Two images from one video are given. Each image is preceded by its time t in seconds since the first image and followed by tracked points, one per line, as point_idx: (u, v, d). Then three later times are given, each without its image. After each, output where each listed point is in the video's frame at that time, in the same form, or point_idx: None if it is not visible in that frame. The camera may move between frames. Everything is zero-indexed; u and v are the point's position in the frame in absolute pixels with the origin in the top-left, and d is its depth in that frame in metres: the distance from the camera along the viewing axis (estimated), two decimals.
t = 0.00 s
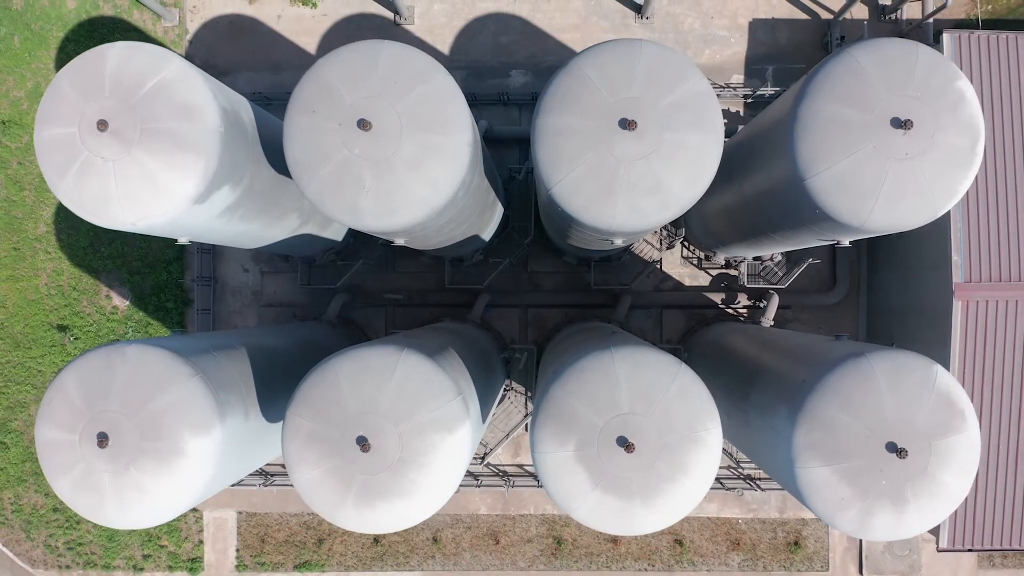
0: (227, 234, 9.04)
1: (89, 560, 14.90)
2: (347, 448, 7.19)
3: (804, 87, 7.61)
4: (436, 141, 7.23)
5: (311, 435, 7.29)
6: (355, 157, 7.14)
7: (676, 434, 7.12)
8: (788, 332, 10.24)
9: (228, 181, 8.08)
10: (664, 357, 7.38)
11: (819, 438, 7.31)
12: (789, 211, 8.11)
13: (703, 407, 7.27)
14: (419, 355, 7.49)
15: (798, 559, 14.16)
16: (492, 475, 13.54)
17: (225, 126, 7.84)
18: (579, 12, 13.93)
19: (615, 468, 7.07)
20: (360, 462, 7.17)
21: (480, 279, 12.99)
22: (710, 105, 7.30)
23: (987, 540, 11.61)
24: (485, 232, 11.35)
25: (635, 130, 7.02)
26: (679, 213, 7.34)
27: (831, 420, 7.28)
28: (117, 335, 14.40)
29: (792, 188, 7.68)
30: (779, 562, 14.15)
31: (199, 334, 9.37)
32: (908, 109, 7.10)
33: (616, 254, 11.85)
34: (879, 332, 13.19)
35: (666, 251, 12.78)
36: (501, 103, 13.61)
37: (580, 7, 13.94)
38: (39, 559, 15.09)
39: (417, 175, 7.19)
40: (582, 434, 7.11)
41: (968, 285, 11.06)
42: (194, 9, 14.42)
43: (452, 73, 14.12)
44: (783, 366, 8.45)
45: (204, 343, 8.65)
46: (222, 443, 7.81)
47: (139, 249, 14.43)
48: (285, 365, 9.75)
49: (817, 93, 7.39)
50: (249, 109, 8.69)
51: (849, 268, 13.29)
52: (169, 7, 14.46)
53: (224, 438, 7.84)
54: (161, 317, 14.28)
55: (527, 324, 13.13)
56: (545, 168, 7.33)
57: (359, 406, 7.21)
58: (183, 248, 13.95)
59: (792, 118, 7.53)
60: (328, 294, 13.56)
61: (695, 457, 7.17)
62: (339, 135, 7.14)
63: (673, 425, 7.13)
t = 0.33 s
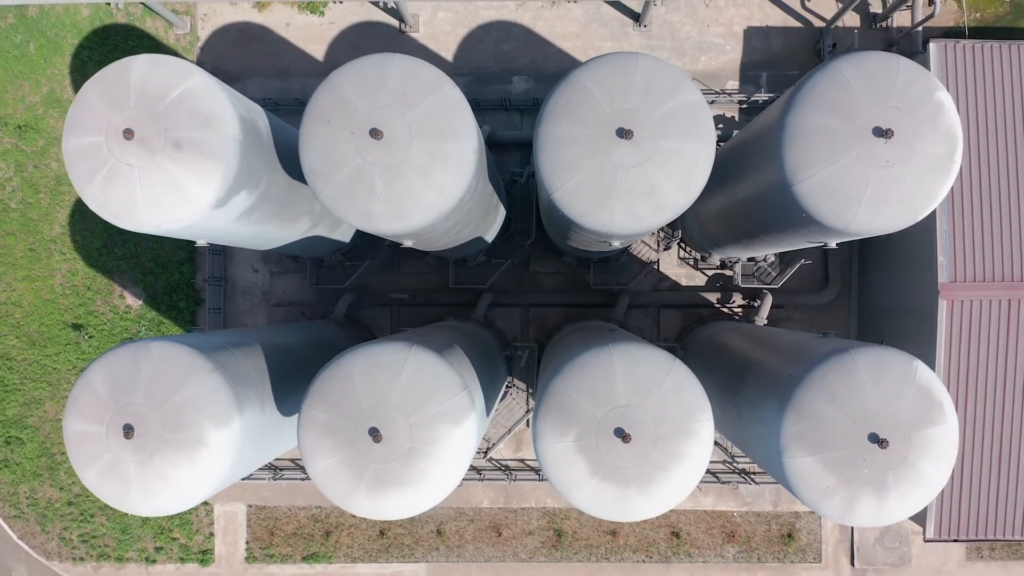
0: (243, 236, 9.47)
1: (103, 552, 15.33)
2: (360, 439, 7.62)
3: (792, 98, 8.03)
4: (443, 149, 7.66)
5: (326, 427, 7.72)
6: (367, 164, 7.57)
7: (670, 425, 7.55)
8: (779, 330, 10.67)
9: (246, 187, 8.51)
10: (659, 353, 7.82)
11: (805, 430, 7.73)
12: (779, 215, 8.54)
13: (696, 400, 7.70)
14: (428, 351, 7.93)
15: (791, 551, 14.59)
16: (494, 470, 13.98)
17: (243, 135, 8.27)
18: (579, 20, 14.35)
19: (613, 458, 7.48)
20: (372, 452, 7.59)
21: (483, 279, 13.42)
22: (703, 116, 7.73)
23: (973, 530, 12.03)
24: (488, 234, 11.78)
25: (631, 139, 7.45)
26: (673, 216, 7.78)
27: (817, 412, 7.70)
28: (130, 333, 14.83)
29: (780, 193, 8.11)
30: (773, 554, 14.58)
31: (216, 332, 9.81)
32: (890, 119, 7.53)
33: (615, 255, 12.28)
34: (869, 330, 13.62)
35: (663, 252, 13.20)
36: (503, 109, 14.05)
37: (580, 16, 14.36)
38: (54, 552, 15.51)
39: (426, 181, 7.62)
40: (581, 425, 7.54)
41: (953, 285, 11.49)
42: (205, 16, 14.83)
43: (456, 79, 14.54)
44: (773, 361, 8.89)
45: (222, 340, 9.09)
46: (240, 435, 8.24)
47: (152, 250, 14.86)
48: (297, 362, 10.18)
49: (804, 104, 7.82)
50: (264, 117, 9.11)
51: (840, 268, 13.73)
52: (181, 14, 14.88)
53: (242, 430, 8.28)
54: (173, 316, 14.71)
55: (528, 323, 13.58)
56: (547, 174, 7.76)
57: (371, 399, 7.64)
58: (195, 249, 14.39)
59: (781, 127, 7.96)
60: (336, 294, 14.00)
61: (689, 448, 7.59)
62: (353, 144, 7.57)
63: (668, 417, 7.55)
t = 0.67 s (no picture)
0: (259, 238, 9.93)
1: (116, 545, 15.78)
2: (371, 431, 8.05)
3: (780, 108, 8.48)
4: (451, 157, 8.10)
5: (338, 420, 8.16)
6: (378, 170, 8.00)
7: (665, 418, 7.99)
8: (771, 328, 11.13)
9: (262, 192, 8.96)
10: (654, 350, 8.27)
11: (792, 422, 8.15)
12: (768, 218, 8.99)
13: (689, 394, 8.15)
14: (435, 348, 8.38)
15: (785, 543, 15.02)
16: (496, 464, 14.43)
17: (260, 143, 8.72)
18: (579, 28, 14.80)
19: (611, 449, 7.91)
20: (383, 444, 8.03)
21: (485, 279, 13.86)
22: (695, 125, 8.17)
23: (959, 522, 12.45)
24: (491, 236, 12.24)
25: (628, 148, 7.89)
26: (667, 220, 8.22)
27: (803, 406, 8.13)
28: (143, 332, 15.27)
29: (770, 198, 8.54)
30: (768, 546, 15.02)
31: (232, 330, 10.26)
32: (873, 129, 7.96)
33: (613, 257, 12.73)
34: (860, 328, 14.06)
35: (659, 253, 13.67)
36: (505, 114, 14.49)
37: (579, 24, 14.80)
38: (68, 544, 15.95)
39: (434, 186, 8.05)
40: (580, 418, 7.98)
41: (939, 285, 11.92)
42: (215, 24, 15.26)
43: (459, 86, 14.98)
44: (763, 357, 9.34)
45: (239, 338, 9.55)
46: (257, 426, 8.69)
47: (164, 252, 15.30)
48: (308, 358, 10.62)
49: (792, 114, 8.25)
50: (278, 125, 9.56)
51: (832, 269, 14.19)
52: (192, 22, 15.31)
53: (259, 423, 8.73)
54: (185, 315, 15.16)
55: (530, 322, 14.02)
56: (549, 180, 8.19)
57: (382, 393, 8.08)
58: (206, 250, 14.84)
59: (770, 135, 8.40)
60: (343, 294, 14.45)
61: (683, 439, 8.02)
62: (364, 151, 8.01)
63: (663, 410, 7.99)
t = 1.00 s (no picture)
0: (274, 239, 10.43)
1: (130, 536, 16.27)
2: (383, 422, 8.53)
3: (769, 117, 8.96)
4: (457, 163, 8.58)
5: (351, 412, 8.65)
6: (389, 176, 8.49)
7: (660, 409, 8.47)
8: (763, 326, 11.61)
9: (278, 196, 9.45)
10: (650, 346, 8.76)
11: (779, 413, 8.63)
12: (758, 221, 9.47)
13: (682, 387, 8.63)
14: (442, 344, 8.87)
15: (778, 535, 15.51)
16: (499, 458, 14.93)
17: (276, 151, 9.21)
18: (579, 36, 15.29)
19: (609, 439, 8.40)
20: (394, 434, 8.51)
21: (488, 278, 14.35)
22: (688, 133, 8.65)
23: (945, 513, 12.93)
24: (494, 237, 12.72)
25: (624, 155, 8.38)
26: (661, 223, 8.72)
27: (790, 398, 8.61)
28: (156, 330, 15.76)
29: (759, 202, 9.03)
30: (762, 537, 15.51)
31: (248, 327, 10.76)
32: (855, 137, 8.45)
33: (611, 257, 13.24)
34: (851, 326, 14.56)
35: (656, 253, 14.28)
36: (507, 119, 14.98)
37: (579, 31, 15.29)
38: (83, 536, 16.46)
39: (441, 191, 8.53)
40: (580, 409, 8.47)
41: (924, 285, 12.40)
42: (226, 32, 15.75)
43: (463, 91, 15.47)
44: (753, 353, 9.83)
45: (255, 335, 10.03)
46: (273, 418, 9.17)
47: (176, 252, 15.80)
48: (319, 354, 11.12)
49: (779, 123, 8.74)
50: (292, 132, 10.04)
51: (824, 269, 14.70)
52: (204, 29, 15.78)
53: (275, 414, 9.21)
54: (197, 313, 15.66)
55: (531, 320, 14.51)
56: (550, 185, 8.68)
57: (393, 386, 8.58)
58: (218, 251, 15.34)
59: (759, 143, 8.88)
60: (350, 293, 14.95)
61: (676, 430, 8.51)
62: (376, 158, 8.49)
63: (657, 402, 8.48)
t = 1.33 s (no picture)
0: (286, 240, 10.88)
1: (141, 529, 16.72)
2: (391, 415, 8.97)
3: (759, 125, 9.40)
4: (463, 169, 9.02)
5: (361, 405, 9.08)
6: (398, 181, 8.92)
7: (656, 402, 8.91)
8: (755, 324, 12.05)
9: (291, 200, 9.90)
10: (645, 342, 9.21)
11: (769, 407, 9.06)
12: (749, 223, 9.91)
13: (677, 382, 9.08)
14: (448, 341, 9.31)
15: (773, 528, 15.95)
16: (501, 452, 15.38)
17: (290, 157, 9.65)
18: (578, 42, 15.72)
19: (606, 431, 8.83)
20: (403, 426, 8.94)
21: (491, 279, 14.81)
22: (683, 141, 9.09)
23: (932, 505, 13.33)
24: (497, 238, 13.15)
25: (622, 161, 8.82)
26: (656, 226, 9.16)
27: (779, 392, 9.04)
28: (168, 329, 16.20)
29: (751, 206, 9.46)
30: (756, 530, 15.94)
31: (261, 325, 11.21)
32: (841, 144, 8.89)
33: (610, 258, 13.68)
34: (843, 325, 14.98)
35: (654, 254, 14.74)
36: (509, 124, 15.42)
37: (579, 38, 15.73)
38: (96, 529, 16.90)
39: (447, 195, 8.96)
40: (579, 403, 8.91)
41: (911, 284, 12.83)
42: (235, 39, 16.21)
43: (466, 96, 15.90)
44: (746, 349, 10.27)
45: (268, 332, 10.48)
46: (286, 411, 9.61)
47: (187, 253, 16.25)
48: (329, 352, 11.54)
49: (769, 130, 9.17)
50: (304, 139, 10.48)
51: (817, 269, 15.18)
52: (214, 36, 16.22)
53: (288, 408, 9.65)
54: (207, 312, 16.11)
55: (532, 319, 14.95)
56: (550, 189, 9.12)
57: (401, 381, 9.01)
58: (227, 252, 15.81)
59: (749, 149, 9.32)
60: (357, 293, 15.41)
61: (671, 422, 8.94)
62: (385, 164, 8.93)
63: (653, 396, 8.92)
